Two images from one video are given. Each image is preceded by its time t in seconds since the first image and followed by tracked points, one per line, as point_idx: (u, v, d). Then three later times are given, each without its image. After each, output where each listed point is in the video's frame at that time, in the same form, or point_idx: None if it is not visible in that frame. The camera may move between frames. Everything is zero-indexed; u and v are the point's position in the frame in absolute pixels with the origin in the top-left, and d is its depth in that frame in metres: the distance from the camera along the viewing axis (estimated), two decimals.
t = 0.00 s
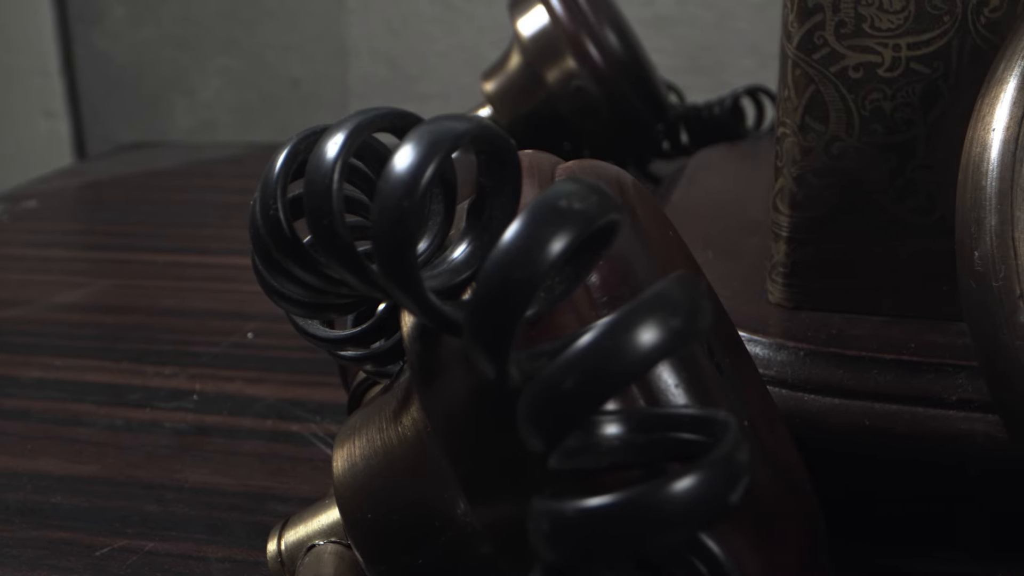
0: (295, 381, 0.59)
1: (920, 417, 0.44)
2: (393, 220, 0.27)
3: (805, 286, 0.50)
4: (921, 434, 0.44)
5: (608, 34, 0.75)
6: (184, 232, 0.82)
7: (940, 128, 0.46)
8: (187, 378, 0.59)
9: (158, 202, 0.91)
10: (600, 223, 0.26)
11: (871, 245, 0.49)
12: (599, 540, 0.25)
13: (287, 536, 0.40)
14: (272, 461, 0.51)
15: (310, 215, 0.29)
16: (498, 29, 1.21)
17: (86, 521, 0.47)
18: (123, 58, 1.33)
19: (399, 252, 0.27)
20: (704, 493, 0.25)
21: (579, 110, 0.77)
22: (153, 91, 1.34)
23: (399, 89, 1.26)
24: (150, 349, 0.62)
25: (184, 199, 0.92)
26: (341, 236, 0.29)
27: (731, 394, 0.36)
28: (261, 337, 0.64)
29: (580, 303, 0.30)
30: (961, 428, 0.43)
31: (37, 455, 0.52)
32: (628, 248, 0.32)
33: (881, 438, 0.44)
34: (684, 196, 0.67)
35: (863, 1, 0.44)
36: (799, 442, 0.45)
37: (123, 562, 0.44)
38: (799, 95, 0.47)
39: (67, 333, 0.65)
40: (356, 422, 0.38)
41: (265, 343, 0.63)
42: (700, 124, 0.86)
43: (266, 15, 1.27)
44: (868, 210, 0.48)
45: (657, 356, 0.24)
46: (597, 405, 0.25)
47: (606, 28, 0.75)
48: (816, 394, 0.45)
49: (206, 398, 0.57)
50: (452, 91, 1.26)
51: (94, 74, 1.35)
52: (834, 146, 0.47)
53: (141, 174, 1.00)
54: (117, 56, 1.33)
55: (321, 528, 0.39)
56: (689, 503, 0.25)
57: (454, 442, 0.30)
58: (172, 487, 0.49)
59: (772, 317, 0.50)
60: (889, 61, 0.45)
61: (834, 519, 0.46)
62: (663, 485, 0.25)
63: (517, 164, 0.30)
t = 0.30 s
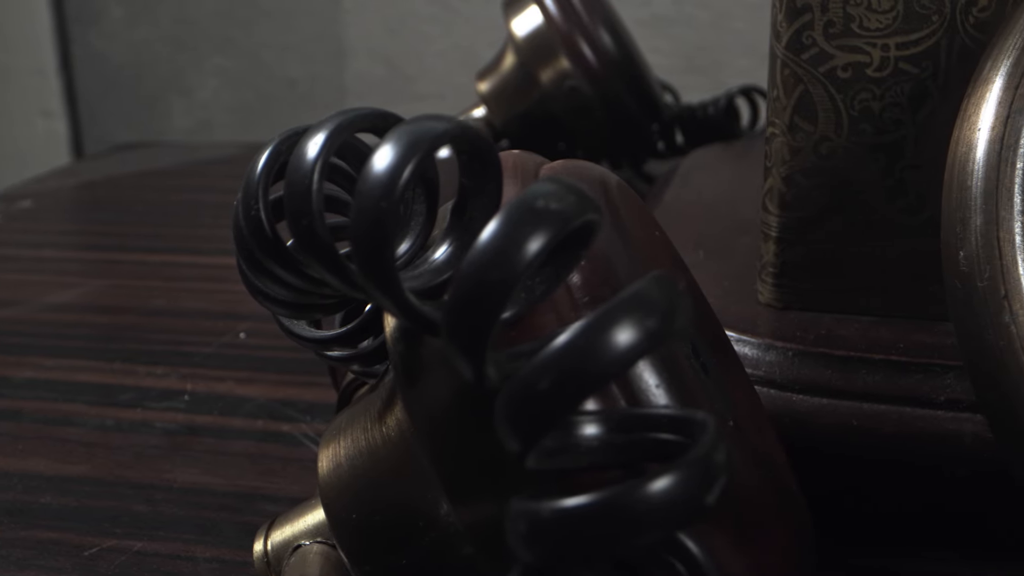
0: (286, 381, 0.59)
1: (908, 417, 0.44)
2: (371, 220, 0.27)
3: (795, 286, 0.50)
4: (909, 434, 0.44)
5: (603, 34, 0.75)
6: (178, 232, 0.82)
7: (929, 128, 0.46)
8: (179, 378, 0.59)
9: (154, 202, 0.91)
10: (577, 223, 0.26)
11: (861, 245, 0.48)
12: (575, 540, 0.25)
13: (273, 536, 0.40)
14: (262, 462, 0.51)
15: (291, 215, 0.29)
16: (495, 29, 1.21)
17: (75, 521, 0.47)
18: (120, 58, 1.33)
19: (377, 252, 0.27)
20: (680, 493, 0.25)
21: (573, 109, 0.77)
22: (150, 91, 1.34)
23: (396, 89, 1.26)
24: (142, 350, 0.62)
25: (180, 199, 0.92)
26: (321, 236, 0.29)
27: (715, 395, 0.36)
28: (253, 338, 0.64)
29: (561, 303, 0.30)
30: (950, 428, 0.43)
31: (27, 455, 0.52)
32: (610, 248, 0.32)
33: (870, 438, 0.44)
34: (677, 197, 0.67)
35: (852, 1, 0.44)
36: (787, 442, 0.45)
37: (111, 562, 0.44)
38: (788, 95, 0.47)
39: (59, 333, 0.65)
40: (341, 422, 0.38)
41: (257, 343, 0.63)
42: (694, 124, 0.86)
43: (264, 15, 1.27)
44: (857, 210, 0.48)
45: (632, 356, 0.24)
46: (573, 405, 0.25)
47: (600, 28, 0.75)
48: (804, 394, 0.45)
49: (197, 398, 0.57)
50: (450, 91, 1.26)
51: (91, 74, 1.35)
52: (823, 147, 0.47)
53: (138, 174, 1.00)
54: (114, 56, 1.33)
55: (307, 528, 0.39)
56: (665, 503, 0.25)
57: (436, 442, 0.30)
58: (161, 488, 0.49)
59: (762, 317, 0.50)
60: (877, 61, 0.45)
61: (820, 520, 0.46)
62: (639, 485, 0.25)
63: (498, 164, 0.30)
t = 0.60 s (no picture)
0: (278, 381, 0.59)
1: (898, 417, 0.44)
2: (352, 221, 0.27)
3: (786, 286, 0.50)
4: (899, 435, 0.44)
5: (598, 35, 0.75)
6: (174, 232, 0.83)
7: (920, 128, 0.46)
8: (171, 378, 0.59)
9: (150, 202, 0.91)
10: (557, 223, 0.26)
11: (852, 244, 0.48)
12: (556, 541, 0.25)
13: (261, 537, 0.40)
14: (254, 461, 0.51)
15: (274, 216, 0.29)
16: (492, 29, 1.21)
17: (66, 521, 0.47)
18: (118, 58, 1.33)
19: (359, 253, 0.27)
20: (660, 493, 0.25)
21: (568, 109, 0.77)
22: (147, 92, 1.34)
23: (393, 88, 1.26)
24: (135, 350, 0.62)
25: (175, 199, 0.92)
26: (304, 237, 0.29)
27: (701, 395, 0.36)
28: (246, 338, 0.64)
29: (545, 303, 0.30)
30: (939, 429, 0.43)
31: (19, 455, 0.52)
32: (594, 248, 0.32)
33: (860, 439, 0.44)
34: (670, 197, 0.67)
35: (842, 1, 0.44)
36: (777, 442, 0.45)
37: (102, 562, 0.44)
38: (779, 95, 0.47)
39: (53, 333, 0.65)
40: (329, 422, 0.38)
41: (251, 343, 0.63)
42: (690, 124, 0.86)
43: (262, 15, 1.27)
44: (848, 210, 0.48)
45: (612, 356, 0.24)
46: (552, 405, 0.25)
47: (595, 28, 0.75)
48: (795, 394, 0.45)
49: (189, 398, 0.57)
50: (447, 91, 1.26)
51: (89, 74, 1.35)
52: (813, 147, 0.47)
53: (135, 175, 1.00)
54: (111, 56, 1.33)
55: (295, 529, 0.39)
56: (646, 503, 0.25)
57: (420, 442, 0.30)
58: (153, 488, 0.49)
59: (752, 317, 0.50)
60: (868, 61, 0.45)
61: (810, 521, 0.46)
62: (620, 485, 0.25)
63: (481, 164, 0.30)
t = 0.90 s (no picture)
0: (271, 382, 0.59)
1: (888, 418, 0.44)
2: (334, 221, 0.27)
3: (777, 286, 0.50)
4: (889, 435, 0.44)
5: (592, 34, 0.75)
6: (169, 232, 0.83)
7: (910, 128, 0.46)
8: (164, 379, 0.59)
9: (146, 202, 0.91)
10: (538, 223, 0.26)
11: (843, 244, 0.48)
12: (536, 541, 0.25)
13: (249, 537, 0.40)
14: (245, 462, 0.51)
15: (257, 216, 0.29)
16: (489, 29, 1.21)
17: (56, 522, 0.47)
18: (115, 58, 1.33)
19: (340, 253, 0.27)
20: (640, 493, 0.25)
21: (563, 109, 0.77)
22: (145, 92, 1.34)
23: (391, 88, 1.26)
24: (128, 350, 0.62)
25: (171, 199, 0.92)
26: (287, 237, 0.29)
27: (688, 397, 0.36)
28: (240, 338, 0.64)
29: (529, 303, 0.30)
30: (929, 429, 0.43)
31: (10, 455, 0.52)
32: (579, 249, 0.32)
33: (850, 439, 0.44)
34: (664, 197, 0.67)
35: (832, 1, 0.44)
36: (768, 442, 0.45)
37: (92, 562, 0.44)
38: (769, 95, 0.47)
39: (47, 333, 0.65)
40: (317, 422, 0.38)
41: (244, 343, 0.63)
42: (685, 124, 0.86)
43: (259, 15, 1.27)
44: (838, 210, 0.48)
45: (592, 356, 0.24)
46: (531, 405, 0.25)
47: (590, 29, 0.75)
48: (785, 394, 0.45)
49: (182, 398, 0.57)
50: (444, 91, 1.26)
51: (87, 74, 1.35)
52: (804, 147, 0.47)
53: (131, 174, 1.00)
54: (109, 56, 1.33)
55: (282, 529, 0.39)
56: (626, 503, 0.25)
57: (403, 442, 0.30)
58: (144, 488, 0.49)
59: (743, 317, 0.50)
60: (858, 61, 0.45)
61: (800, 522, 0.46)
62: (599, 486, 0.25)
63: (465, 164, 0.30)
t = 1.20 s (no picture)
0: (263, 382, 0.59)
1: (878, 418, 0.44)
2: (315, 222, 0.27)
3: (768, 287, 0.50)
4: (879, 436, 0.44)
5: (587, 34, 0.75)
6: (164, 232, 0.83)
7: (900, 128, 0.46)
8: (157, 379, 0.59)
9: (142, 203, 0.91)
10: (519, 224, 0.26)
11: (834, 244, 0.48)
12: (515, 542, 0.25)
13: (237, 537, 0.40)
14: (236, 462, 0.51)
15: (240, 216, 0.29)
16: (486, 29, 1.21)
17: (47, 521, 0.47)
18: (113, 58, 1.33)
19: (321, 254, 0.27)
20: (619, 493, 0.25)
21: (558, 109, 0.77)
22: (143, 92, 1.35)
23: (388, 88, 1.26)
24: (122, 350, 0.62)
25: (168, 199, 0.92)
26: (269, 238, 0.29)
27: (675, 398, 0.36)
28: (233, 338, 0.64)
29: (513, 303, 0.30)
30: (919, 429, 0.43)
31: (2, 455, 0.52)
32: (564, 249, 0.32)
33: (840, 440, 0.44)
34: (658, 198, 0.67)
35: (822, 1, 0.44)
36: (757, 442, 0.45)
37: (82, 562, 0.44)
38: (759, 95, 0.47)
39: (40, 333, 0.65)
40: (305, 422, 0.38)
41: (237, 343, 0.63)
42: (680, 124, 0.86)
43: (257, 15, 1.27)
44: (829, 210, 0.48)
45: (571, 357, 0.24)
46: (509, 405, 0.25)
47: (584, 29, 0.75)
48: (775, 395, 0.45)
49: (174, 398, 0.57)
50: (441, 91, 1.26)
51: (85, 74, 1.35)
52: (794, 147, 0.47)
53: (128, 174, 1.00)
54: (107, 56, 1.33)
55: (271, 529, 0.39)
56: (605, 504, 0.25)
57: (387, 442, 0.30)
58: (135, 488, 0.49)
59: (734, 318, 0.50)
60: (848, 61, 0.45)
61: (790, 521, 0.46)
62: (578, 486, 0.25)
63: (448, 164, 0.30)
